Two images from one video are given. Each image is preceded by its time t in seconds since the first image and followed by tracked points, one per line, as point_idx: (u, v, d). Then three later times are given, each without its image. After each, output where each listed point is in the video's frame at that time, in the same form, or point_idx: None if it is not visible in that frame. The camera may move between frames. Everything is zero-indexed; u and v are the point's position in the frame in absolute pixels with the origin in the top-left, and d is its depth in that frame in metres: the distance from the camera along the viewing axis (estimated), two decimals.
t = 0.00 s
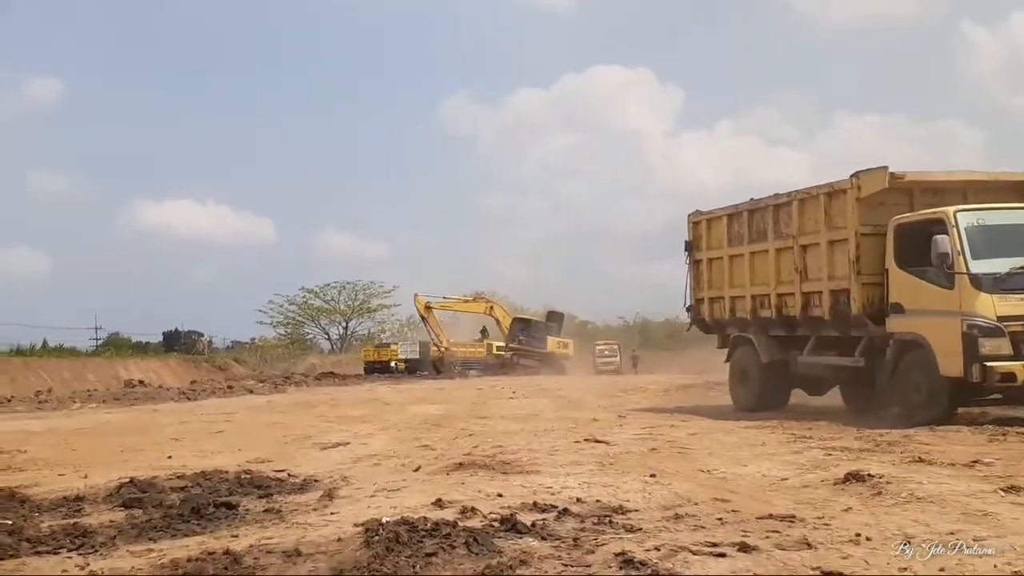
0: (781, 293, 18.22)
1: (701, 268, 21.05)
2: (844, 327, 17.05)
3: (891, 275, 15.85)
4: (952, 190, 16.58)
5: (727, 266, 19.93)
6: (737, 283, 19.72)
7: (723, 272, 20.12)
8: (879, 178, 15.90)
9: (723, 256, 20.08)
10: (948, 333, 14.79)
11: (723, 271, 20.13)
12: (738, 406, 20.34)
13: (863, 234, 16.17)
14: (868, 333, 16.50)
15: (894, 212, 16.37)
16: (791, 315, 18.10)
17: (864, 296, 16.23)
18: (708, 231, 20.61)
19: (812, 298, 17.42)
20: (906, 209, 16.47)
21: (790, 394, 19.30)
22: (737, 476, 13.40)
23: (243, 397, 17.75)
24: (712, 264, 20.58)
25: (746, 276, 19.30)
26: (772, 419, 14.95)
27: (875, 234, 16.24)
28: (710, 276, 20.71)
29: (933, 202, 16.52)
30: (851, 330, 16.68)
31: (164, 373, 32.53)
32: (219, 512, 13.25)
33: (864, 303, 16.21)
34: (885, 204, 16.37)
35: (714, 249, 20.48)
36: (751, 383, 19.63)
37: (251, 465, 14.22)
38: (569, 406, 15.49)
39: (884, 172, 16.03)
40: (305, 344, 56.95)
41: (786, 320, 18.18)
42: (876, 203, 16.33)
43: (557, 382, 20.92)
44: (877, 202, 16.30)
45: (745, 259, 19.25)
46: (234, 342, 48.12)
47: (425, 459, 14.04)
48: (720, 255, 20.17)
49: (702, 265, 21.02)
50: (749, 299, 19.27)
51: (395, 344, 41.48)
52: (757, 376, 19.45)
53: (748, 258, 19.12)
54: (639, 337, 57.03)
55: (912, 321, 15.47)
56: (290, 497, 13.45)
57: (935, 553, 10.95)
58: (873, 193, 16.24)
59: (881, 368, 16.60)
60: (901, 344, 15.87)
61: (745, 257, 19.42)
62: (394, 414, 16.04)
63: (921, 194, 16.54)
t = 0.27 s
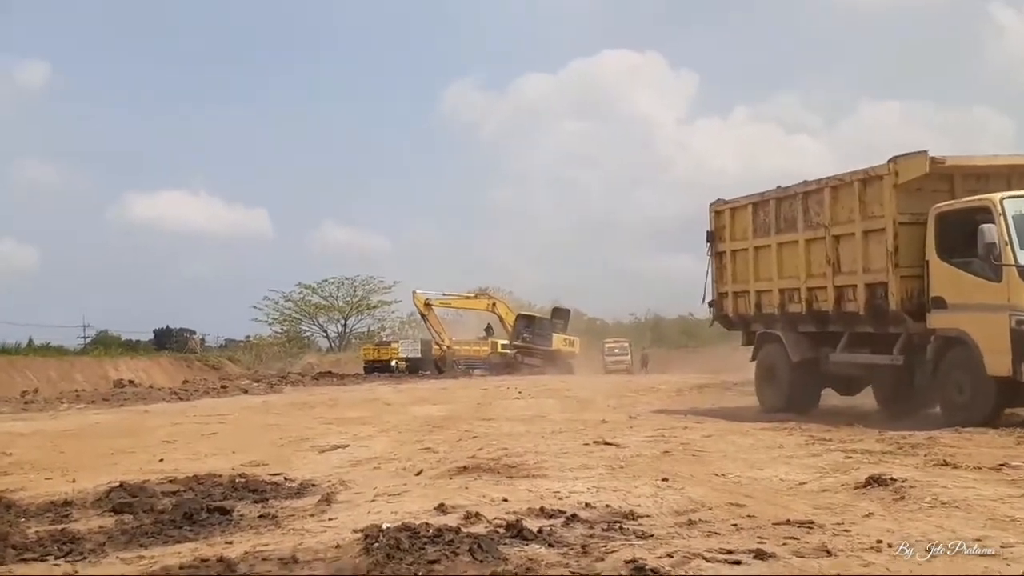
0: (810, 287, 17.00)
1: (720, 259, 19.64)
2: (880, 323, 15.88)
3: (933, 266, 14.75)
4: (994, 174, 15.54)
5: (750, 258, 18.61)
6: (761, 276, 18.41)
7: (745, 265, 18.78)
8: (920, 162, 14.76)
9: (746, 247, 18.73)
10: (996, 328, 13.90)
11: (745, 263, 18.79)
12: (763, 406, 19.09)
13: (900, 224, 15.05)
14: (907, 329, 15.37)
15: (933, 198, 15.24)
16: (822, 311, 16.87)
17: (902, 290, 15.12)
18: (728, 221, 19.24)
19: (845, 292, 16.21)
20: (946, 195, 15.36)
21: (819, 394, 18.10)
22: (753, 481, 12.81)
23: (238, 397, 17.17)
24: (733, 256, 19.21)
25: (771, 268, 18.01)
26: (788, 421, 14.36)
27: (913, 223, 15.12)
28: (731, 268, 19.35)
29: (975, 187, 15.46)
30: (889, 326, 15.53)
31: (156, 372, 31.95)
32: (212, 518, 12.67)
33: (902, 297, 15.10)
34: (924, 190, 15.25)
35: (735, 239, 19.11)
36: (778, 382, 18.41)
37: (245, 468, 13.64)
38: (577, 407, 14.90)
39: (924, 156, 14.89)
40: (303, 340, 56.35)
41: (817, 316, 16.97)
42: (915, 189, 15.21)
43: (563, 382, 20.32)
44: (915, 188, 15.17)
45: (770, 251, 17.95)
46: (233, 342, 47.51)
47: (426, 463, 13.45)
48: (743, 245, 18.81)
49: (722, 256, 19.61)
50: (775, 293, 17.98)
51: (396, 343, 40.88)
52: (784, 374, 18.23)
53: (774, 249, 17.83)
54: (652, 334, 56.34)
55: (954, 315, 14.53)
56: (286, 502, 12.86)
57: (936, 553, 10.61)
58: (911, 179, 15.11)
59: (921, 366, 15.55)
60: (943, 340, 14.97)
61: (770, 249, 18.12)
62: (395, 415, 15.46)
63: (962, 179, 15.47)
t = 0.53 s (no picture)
0: (841, 282, 15.79)
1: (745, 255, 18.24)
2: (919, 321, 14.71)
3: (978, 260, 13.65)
4: None
5: (777, 252, 17.27)
6: (788, 273, 17.07)
7: (772, 261, 17.44)
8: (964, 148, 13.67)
9: (772, 242, 17.41)
10: None
11: (772, 258, 17.44)
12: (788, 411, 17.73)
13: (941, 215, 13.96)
14: (948, 328, 14.23)
15: (976, 188, 14.16)
16: (855, 309, 15.65)
17: (943, 286, 14.02)
18: (754, 214, 17.86)
19: (880, 289, 15.06)
20: (989, 184, 14.29)
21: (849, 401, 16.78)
22: (770, 489, 12.21)
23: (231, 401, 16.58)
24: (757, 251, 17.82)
25: (799, 263, 16.75)
26: (805, 426, 13.76)
27: (955, 214, 14.03)
28: (755, 264, 17.95)
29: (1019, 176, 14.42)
30: (927, 324, 14.38)
31: (144, 375, 31.34)
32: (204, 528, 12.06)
33: (943, 293, 13.99)
34: (966, 178, 14.17)
35: (760, 234, 17.73)
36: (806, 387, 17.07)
37: (239, 475, 13.04)
38: (584, 412, 14.31)
39: (968, 142, 13.81)
40: (303, 342, 55.75)
41: (849, 314, 15.74)
42: (956, 178, 14.12)
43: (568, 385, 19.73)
44: (957, 176, 14.08)
45: (799, 244, 16.67)
46: (232, 342, 46.92)
47: (428, 470, 12.85)
48: (769, 239, 17.46)
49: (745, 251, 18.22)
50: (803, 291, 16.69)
51: (397, 344, 40.28)
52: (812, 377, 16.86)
53: (803, 243, 16.55)
54: (665, 335, 55.69)
55: (999, 312, 13.41)
56: (281, 511, 12.26)
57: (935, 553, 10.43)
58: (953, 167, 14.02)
59: (963, 367, 14.40)
60: (986, 338, 13.84)
61: (799, 242, 16.82)
62: (395, 420, 14.87)
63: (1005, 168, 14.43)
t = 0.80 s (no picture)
0: (876, 281, 14.69)
1: (770, 252, 17.03)
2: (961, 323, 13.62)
3: None
4: None
5: (806, 249, 16.09)
6: (817, 271, 15.90)
7: (800, 258, 16.26)
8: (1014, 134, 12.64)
9: (800, 238, 16.22)
10: None
11: (801, 256, 16.26)
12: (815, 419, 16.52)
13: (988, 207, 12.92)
14: (994, 330, 13.13)
15: None
16: (891, 310, 14.53)
17: (990, 284, 12.96)
18: (781, 208, 16.65)
19: (918, 288, 14.00)
20: None
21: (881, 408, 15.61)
22: (792, 503, 11.39)
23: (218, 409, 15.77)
24: (783, 248, 16.63)
25: (829, 262, 15.60)
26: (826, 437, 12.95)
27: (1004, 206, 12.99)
28: (782, 261, 16.74)
29: None
30: (972, 325, 13.29)
31: (125, 382, 30.62)
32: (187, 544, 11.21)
33: (989, 292, 12.94)
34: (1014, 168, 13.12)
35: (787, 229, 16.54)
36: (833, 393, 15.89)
37: (224, 489, 12.22)
38: (592, 421, 13.51)
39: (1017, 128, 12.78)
40: (296, 347, 54.84)
41: (885, 315, 14.61)
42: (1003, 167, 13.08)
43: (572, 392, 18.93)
44: (1005, 165, 13.03)
45: (830, 241, 15.52)
46: (227, 347, 46.11)
47: (426, 484, 12.04)
48: (797, 235, 16.28)
49: (771, 248, 17.01)
50: (833, 290, 15.53)
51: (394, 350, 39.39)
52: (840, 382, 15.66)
53: (835, 239, 15.41)
54: (678, 338, 54.81)
55: None
56: (269, 527, 11.42)
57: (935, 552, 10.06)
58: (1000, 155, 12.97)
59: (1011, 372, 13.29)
60: None
61: (831, 239, 15.66)
62: (391, 430, 14.06)
63: None
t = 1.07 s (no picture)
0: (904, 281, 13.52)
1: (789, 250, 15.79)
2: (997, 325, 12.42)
3: None
4: None
5: (828, 248, 14.87)
6: (840, 272, 14.71)
7: (821, 257, 15.03)
8: None
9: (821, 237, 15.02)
10: None
11: (822, 255, 15.02)
12: (840, 429, 15.33)
13: None
14: None
15: None
16: (920, 313, 13.36)
17: None
18: (800, 203, 15.40)
19: (949, 289, 12.85)
20: None
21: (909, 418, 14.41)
22: (808, 514, 10.76)
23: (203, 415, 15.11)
24: (803, 247, 15.40)
25: (853, 262, 14.41)
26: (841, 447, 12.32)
27: None
28: (802, 262, 15.51)
29: None
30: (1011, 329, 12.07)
31: (108, 387, 29.84)
32: (168, 558, 10.54)
33: None
34: None
35: (807, 226, 15.30)
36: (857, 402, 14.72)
37: (208, 501, 11.56)
38: (594, 430, 12.87)
39: None
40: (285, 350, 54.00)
41: (913, 316, 13.44)
42: None
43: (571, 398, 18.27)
44: None
45: (853, 240, 14.33)
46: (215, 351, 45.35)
47: (420, 496, 11.39)
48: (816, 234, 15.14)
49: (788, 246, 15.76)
50: (860, 291, 14.33)
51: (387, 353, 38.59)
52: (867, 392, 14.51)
53: (859, 236, 14.22)
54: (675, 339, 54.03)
55: None
56: (255, 541, 10.75)
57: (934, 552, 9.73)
58: None
59: None
60: None
61: (855, 236, 14.46)
62: (384, 439, 13.41)
63: None
